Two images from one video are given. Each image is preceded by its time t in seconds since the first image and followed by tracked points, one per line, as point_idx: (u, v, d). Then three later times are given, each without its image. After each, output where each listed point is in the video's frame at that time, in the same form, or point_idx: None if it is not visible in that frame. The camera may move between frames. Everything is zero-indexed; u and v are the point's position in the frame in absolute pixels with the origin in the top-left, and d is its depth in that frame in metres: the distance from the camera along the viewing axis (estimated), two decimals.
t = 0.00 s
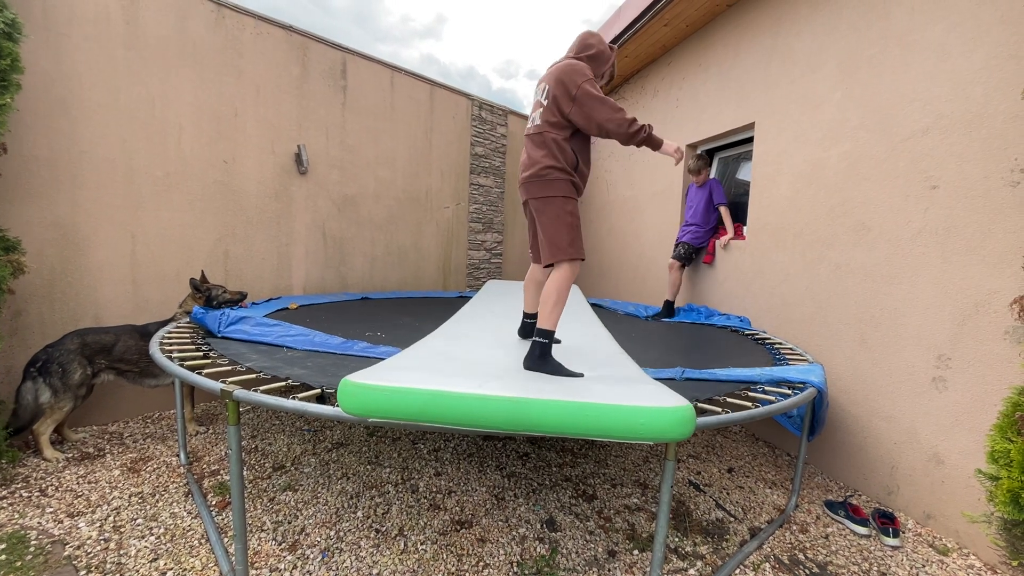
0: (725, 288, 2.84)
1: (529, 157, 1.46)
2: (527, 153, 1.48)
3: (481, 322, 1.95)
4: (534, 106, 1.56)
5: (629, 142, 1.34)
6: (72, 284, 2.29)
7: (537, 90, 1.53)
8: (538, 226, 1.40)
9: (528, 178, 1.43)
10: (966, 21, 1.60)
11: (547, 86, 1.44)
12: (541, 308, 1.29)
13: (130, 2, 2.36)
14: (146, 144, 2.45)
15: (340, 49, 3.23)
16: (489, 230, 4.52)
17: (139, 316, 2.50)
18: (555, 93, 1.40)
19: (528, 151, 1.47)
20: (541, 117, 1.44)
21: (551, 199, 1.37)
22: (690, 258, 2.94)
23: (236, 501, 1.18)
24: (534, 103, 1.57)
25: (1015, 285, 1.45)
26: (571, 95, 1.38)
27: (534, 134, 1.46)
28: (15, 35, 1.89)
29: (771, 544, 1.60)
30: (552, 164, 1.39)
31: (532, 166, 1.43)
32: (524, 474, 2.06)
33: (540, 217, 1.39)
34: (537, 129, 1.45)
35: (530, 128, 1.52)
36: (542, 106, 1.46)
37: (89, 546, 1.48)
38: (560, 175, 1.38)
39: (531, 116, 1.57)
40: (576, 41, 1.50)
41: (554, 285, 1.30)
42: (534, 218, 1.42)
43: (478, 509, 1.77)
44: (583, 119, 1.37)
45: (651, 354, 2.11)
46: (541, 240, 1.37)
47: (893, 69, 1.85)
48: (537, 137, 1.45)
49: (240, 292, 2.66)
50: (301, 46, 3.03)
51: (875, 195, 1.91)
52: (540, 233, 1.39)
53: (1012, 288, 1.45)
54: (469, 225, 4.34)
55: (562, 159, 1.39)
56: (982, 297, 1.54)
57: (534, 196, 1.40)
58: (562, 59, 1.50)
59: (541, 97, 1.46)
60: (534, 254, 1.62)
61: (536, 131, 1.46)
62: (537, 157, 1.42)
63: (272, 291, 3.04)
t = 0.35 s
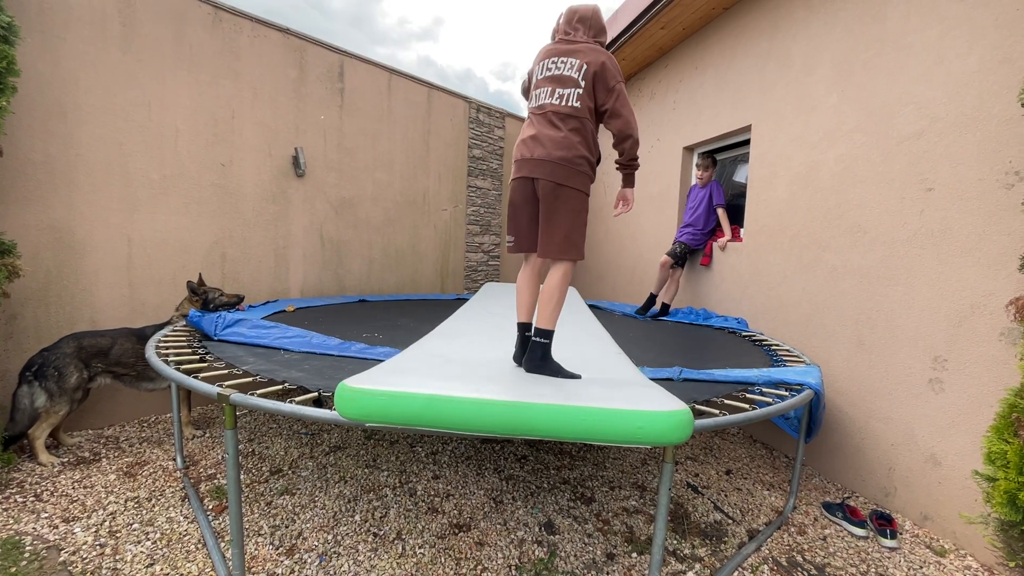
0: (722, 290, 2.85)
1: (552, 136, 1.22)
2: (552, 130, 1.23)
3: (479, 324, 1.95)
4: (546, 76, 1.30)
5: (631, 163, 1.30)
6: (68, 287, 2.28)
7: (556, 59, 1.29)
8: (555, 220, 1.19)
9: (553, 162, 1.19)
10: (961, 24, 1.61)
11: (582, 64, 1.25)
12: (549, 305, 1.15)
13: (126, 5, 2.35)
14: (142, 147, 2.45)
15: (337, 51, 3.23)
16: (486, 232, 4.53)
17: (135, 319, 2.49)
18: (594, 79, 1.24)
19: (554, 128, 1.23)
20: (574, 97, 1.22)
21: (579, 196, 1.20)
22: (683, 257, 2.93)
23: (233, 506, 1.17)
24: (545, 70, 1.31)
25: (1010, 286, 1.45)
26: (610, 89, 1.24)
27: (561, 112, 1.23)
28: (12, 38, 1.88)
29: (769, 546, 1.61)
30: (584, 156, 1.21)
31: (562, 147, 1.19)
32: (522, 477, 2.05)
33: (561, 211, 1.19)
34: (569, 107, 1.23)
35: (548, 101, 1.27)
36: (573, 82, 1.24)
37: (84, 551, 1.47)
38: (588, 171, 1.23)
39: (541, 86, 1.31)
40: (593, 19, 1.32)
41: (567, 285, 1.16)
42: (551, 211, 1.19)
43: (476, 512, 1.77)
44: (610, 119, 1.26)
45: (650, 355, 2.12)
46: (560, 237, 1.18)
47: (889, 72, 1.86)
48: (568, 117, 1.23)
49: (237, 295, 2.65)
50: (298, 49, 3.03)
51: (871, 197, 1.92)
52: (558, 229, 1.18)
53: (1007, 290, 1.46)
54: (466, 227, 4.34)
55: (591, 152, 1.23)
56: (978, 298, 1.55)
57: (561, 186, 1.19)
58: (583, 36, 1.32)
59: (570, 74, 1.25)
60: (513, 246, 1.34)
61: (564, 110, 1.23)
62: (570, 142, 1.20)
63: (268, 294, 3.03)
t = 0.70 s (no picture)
0: (718, 290, 2.86)
1: (566, 124, 1.17)
2: (564, 118, 1.18)
3: (475, 323, 1.95)
4: (550, 62, 1.25)
5: (613, 159, 1.35)
6: (63, 287, 2.27)
7: (559, 46, 1.24)
8: (572, 211, 1.16)
9: (571, 152, 1.15)
10: (956, 25, 1.62)
11: (588, 54, 1.23)
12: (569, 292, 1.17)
13: (122, 4, 2.34)
14: (138, 146, 2.44)
15: (334, 50, 3.22)
16: (484, 232, 4.53)
17: (131, 318, 2.48)
18: (600, 70, 1.24)
19: (567, 116, 1.17)
20: (584, 87, 1.20)
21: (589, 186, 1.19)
22: (684, 260, 2.94)
23: (229, 506, 1.17)
24: (547, 56, 1.25)
25: (1005, 286, 1.46)
26: (609, 82, 1.26)
27: (572, 102, 1.19)
28: (10, 38, 1.87)
29: (765, 545, 1.61)
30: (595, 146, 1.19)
31: (575, 136, 1.15)
32: (519, 476, 2.05)
33: (577, 202, 1.16)
34: (579, 97, 1.20)
35: (555, 89, 1.22)
36: (581, 72, 1.22)
37: (79, 552, 1.46)
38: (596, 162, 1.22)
39: (545, 73, 1.25)
40: (588, 7, 1.30)
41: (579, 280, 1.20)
42: (569, 202, 1.16)
43: (473, 512, 1.77)
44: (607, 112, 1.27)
45: (647, 355, 2.12)
46: (578, 229, 1.16)
47: (884, 73, 1.87)
48: (578, 106, 1.19)
49: (234, 295, 2.64)
50: (295, 48, 3.02)
51: (867, 198, 1.92)
52: (575, 219, 1.16)
53: (1003, 289, 1.47)
54: (464, 227, 4.34)
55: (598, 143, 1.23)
56: (973, 298, 1.55)
57: (578, 177, 1.16)
58: (581, 26, 1.29)
59: (577, 63, 1.22)
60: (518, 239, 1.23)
61: (574, 99, 1.20)
62: (584, 131, 1.17)
63: (265, 293, 3.03)
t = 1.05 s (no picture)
0: (716, 290, 2.87)
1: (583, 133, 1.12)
2: (580, 126, 1.12)
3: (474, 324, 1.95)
4: (562, 60, 1.17)
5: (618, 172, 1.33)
6: (60, 285, 2.27)
7: (572, 45, 1.18)
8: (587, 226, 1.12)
9: (589, 164, 1.11)
10: (952, 28, 1.63)
11: (601, 59, 1.20)
12: (570, 318, 1.08)
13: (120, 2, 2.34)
14: (136, 145, 2.43)
15: (333, 50, 3.22)
16: (482, 232, 4.53)
17: (128, 317, 2.48)
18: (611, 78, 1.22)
19: (584, 125, 1.12)
20: (598, 95, 1.18)
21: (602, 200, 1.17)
22: (682, 259, 2.91)
23: (227, 505, 1.17)
24: (558, 53, 1.18)
25: (999, 287, 1.47)
26: (617, 92, 1.26)
27: (588, 110, 1.16)
28: (7, 37, 1.86)
29: (761, 545, 1.62)
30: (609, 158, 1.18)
31: (592, 148, 1.11)
32: (516, 476, 2.06)
33: (592, 217, 1.13)
34: (595, 106, 1.17)
35: (570, 93, 1.15)
36: (594, 78, 1.18)
37: (76, 551, 1.46)
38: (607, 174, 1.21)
39: (557, 71, 1.17)
40: (594, 6, 1.26)
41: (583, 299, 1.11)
42: (585, 217, 1.12)
43: (471, 511, 1.77)
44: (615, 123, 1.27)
45: (644, 355, 2.13)
46: (593, 246, 1.12)
47: (881, 75, 1.88)
48: (594, 115, 1.16)
49: (231, 294, 2.64)
50: (293, 47, 3.02)
51: (863, 199, 1.94)
52: (591, 236, 1.13)
53: (996, 290, 1.48)
54: (462, 226, 4.34)
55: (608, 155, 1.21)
56: (968, 299, 1.56)
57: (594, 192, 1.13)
58: (588, 25, 1.25)
59: (591, 67, 1.18)
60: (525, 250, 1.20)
61: (590, 107, 1.16)
62: (600, 142, 1.14)
63: (263, 293, 3.02)
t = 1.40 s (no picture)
0: (713, 289, 2.87)
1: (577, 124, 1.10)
2: (575, 115, 1.10)
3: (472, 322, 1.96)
4: (553, 46, 1.14)
5: (617, 163, 1.30)
6: (56, 283, 2.26)
7: (562, 32, 1.16)
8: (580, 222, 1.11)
9: (584, 155, 1.09)
10: (949, 28, 1.63)
11: (592, 47, 1.18)
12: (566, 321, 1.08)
13: None
14: (132, 142, 2.43)
15: (330, 48, 3.21)
16: (480, 231, 4.53)
17: (124, 315, 2.47)
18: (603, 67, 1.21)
19: (578, 114, 1.10)
20: (591, 85, 1.16)
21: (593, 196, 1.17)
22: (678, 258, 2.95)
23: (222, 503, 1.17)
24: (548, 39, 1.15)
25: (995, 287, 1.48)
26: (609, 82, 1.25)
27: (582, 99, 1.13)
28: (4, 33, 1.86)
29: (757, 544, 1.62)
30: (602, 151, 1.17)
31: (586, 140, 1.09)
32: (513, 475, 2.06)
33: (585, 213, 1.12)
34: (588, 95, 1.15)
35: (563, 80, 1.13)
36: (587, 67, 1.16)
37: (70, 549, 1.45)
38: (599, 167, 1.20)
39: (549, 56, 1.14)
40: None
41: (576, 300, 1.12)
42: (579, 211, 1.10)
43: (467, 510, 1.77)
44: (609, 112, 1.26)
45: (640, 354, 2.13)
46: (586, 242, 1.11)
47: (878, 76, 1.88)
48: (588, 105, 1.14)
49: (228, 292, 2.64)
50: (291, 45, 3.02)
51: (860, 199, 1.94)
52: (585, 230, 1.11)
53: (992, 291, 1.48)
54: (460, 225, 4.34)
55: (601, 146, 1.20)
56: (965, 299, 1.56)
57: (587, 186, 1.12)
58: (575, 13, 1.23)
59: (583, 55, 1.16)
60: (511, 247, 1.11)
61: (583, 97, 1.14)
62: (594, 133, 1.12)
63: (260, 291, 3.02)
